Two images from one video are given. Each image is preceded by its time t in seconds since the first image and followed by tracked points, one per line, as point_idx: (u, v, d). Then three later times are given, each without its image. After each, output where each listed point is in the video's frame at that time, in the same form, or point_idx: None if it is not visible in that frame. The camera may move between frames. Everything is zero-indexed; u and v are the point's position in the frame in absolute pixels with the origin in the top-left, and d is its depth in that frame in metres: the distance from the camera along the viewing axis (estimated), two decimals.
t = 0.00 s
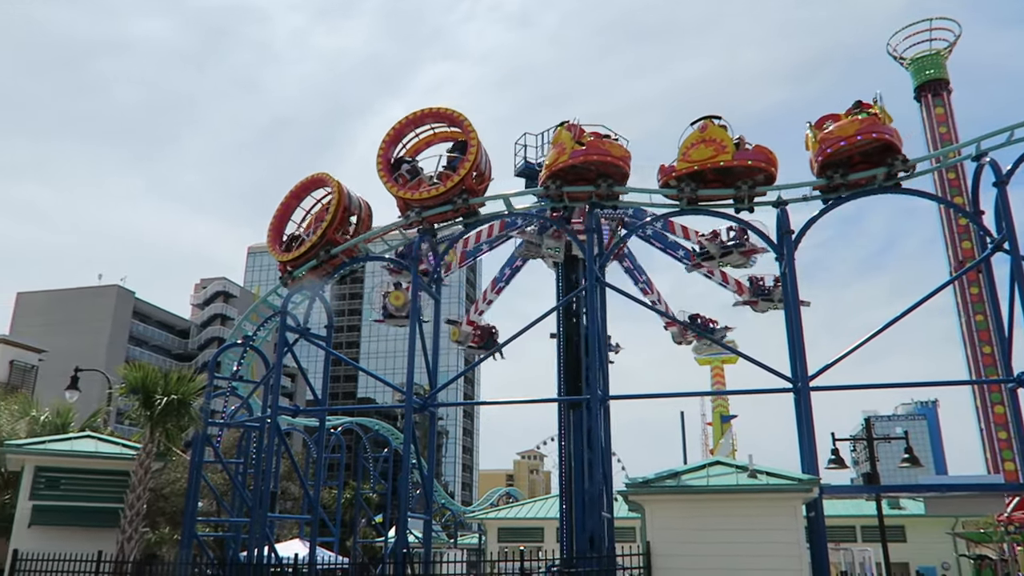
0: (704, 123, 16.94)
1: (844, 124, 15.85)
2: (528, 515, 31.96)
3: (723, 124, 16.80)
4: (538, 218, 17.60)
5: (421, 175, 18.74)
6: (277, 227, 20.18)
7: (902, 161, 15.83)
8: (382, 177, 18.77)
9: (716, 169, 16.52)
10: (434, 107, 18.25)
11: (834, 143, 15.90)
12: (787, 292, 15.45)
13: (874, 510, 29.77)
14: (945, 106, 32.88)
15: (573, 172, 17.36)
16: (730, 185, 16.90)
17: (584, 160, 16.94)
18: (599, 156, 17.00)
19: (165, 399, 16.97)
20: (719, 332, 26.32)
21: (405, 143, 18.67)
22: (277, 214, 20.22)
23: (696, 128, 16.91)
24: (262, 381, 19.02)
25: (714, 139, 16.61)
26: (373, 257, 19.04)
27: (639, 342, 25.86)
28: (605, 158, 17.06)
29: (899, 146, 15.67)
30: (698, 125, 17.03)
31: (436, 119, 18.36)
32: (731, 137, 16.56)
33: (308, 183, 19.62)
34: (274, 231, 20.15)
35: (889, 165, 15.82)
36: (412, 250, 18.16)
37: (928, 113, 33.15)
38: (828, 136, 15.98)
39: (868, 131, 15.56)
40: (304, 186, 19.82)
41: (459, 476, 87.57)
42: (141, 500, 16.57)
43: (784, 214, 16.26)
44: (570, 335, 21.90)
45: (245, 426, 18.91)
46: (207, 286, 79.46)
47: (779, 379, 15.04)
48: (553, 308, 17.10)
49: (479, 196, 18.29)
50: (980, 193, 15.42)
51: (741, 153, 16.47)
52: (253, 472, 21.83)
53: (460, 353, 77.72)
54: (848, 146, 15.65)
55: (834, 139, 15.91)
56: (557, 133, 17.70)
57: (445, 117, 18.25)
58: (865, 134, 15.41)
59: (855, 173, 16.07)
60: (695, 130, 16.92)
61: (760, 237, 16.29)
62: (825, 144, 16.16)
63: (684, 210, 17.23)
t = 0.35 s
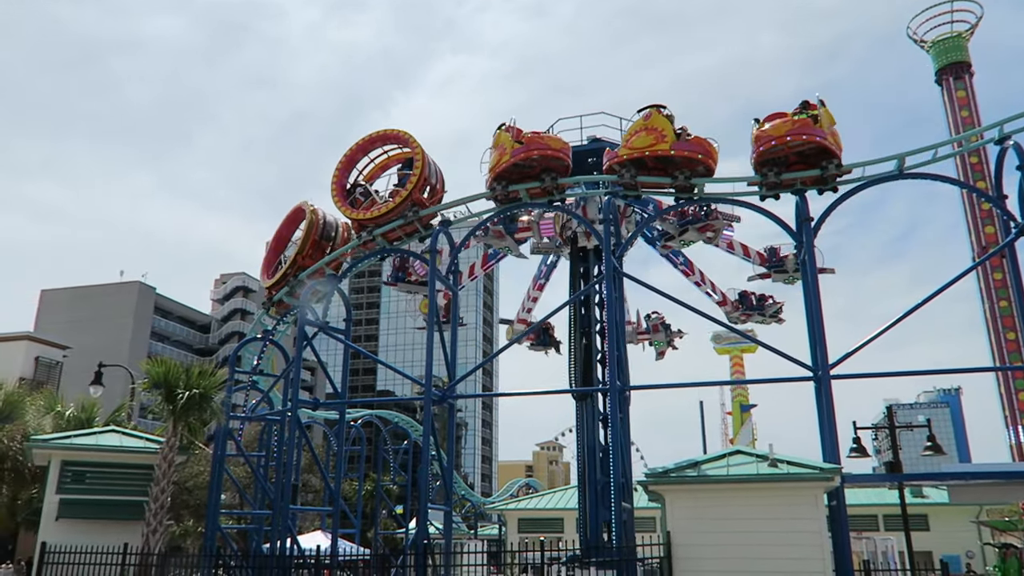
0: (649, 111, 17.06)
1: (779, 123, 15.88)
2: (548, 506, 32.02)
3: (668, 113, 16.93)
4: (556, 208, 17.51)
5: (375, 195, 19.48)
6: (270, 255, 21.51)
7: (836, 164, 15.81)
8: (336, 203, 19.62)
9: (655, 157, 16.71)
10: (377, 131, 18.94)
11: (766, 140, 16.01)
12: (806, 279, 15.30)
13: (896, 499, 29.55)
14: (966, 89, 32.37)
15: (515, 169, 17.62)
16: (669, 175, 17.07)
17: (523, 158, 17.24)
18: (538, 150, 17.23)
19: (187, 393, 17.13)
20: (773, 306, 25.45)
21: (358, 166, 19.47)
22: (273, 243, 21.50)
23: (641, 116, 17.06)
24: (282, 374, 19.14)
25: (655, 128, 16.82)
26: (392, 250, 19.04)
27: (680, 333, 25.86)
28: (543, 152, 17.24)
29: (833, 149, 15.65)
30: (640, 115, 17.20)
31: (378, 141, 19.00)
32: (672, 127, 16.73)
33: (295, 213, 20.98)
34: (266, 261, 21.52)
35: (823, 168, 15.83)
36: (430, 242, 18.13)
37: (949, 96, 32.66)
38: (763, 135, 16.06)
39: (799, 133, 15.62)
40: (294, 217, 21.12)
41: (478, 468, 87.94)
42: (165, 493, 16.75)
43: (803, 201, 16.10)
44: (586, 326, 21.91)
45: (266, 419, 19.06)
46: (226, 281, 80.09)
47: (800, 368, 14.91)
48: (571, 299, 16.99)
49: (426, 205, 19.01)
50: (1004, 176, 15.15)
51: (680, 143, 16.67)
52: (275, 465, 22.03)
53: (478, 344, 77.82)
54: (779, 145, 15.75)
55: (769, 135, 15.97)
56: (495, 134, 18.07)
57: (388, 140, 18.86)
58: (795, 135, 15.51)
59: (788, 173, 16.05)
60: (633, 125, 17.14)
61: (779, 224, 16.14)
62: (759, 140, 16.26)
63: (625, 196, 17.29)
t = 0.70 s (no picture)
0: (572, 105, 17.76)
1: (702, 116, 16.55)
2: (560, 494, 32.10)
3: (589, 105, 17.64)
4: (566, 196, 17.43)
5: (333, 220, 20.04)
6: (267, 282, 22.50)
7: (756, 162, 16.64)
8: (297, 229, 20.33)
9: (582, 147, 17.25)
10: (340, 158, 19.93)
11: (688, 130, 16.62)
12: (818, 266, 15.23)
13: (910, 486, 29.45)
14: (980, 73, 31.99)
15: (450, 176, 18.50)
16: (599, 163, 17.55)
17: (455, 165, 18.16)
18: (469, 155, 18.09)
19: (200, 384, 17.25)
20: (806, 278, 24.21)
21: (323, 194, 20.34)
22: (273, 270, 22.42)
23: (565, 110, 17.78)
24: (294, 365, 19.26)
25: (579, 120, 17.44)
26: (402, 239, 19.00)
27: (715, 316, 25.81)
28: (474, 156, 18.09)
29: (752, 146, 16.39)
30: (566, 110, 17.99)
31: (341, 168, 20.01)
32: (594, 117, 17.41)
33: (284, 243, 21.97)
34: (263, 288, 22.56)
35: (742, 163, 16.65)
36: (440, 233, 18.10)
37: (963, 80, 32.28)
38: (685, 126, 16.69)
39: (720, 126, 16.25)
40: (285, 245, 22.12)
41: (490, 457, 88.25)
42: (180, 483, 16.90)
43: (815, 188, 15.99)
44: (596, 314, 21.91)
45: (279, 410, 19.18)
46: (238, 273, 80.49)
47: (812, 355, 14.86)
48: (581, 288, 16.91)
49: (373, 225, 19.36)
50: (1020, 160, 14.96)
51: (603, 132, 17.24)
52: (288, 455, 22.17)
53: (489, 334, 77.89)
54: (699, 136, 16.35)
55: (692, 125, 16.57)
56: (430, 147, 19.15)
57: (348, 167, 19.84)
58: (714, 128, 16.17)
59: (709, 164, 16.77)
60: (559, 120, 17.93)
61: (790, 211, 16.06)
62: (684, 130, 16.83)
63: (563, 188, 17.90)
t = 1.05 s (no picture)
0: (492, 110, 18.47)
1: (622, 104, 17.37)
2: (570, 481, 32.20)
3: (509, 108, 18.30)
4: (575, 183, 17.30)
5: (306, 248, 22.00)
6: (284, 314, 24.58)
7: (670, 148, 17.49)
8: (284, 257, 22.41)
9: (505, 149, 18.01)
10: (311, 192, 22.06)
11: (610, 118, 17.36)
12: (830, 252, 15.12)
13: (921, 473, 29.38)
14: (995, 56, 31.62)
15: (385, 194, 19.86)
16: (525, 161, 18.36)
17: (388, 182, 19.57)
18: (400, 171, 19.43)
19: (211, 371, 17.34)
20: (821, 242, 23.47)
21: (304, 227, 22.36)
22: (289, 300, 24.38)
23: (486, 116, 18.46)
24: (305, 354, 19.28)
25: (498, 123, 18.11)
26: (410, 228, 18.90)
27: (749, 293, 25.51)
28: (405, 172, 19.47)
29: (669, 134, 17.30)
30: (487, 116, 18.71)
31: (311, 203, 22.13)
32: (513, 118, 18.08)
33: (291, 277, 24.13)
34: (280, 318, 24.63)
35: (659, 150, 17.48)
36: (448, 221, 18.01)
37: (977, 64, 31.93)
38: (607, 114, 17.45)
39: (636, 115, 17.09)
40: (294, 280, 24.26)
41: (500, 444, 88.56)
42: (193, 470, 17.04)
43: (826, 174, 15.85)
44: (607, 301, 21.94)
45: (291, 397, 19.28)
46: (249, 262, 80.76)
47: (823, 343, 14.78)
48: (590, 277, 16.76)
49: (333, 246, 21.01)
50: None
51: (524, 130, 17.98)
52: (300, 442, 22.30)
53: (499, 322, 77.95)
54: (619, 124, 17.12)
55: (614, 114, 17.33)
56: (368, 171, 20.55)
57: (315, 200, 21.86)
58: (635, 116, 16.98)
59: (629, 151, 17.49)
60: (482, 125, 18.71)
61: (801, 197, 15.95)
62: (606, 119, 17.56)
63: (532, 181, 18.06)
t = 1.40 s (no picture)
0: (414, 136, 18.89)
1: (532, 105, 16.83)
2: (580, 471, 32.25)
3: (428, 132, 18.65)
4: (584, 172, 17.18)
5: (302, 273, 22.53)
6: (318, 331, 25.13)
7: (583, 142, 16.62)
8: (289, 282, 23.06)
9: (426, 169, 18.26)
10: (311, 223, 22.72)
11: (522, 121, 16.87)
12: (841, 240, 15.00)
13: (932, 463, 29.27)
14: (1009, 42, 31.22)
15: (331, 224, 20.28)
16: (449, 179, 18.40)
17: (331, 214, 19.90)
18: (341, 203, 19.91)
19: (222, 362, 17.43)
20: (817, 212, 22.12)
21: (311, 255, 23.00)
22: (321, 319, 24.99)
23: (407, 143, 18.83)
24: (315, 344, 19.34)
25: (418, 147, 18.48)
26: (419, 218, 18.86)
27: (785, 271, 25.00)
28: (345, 204, 19.90)
29: (582, 128, 16.50)
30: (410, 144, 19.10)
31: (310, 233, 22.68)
32: (431, 140, 18.40)
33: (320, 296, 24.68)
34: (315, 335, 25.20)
35: (573, 145, 16.65)
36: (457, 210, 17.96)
37: (991, 50, 31.54)
38: (520, 116, 16.96)
39: (549, 113, 16.54)
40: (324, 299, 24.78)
41: (510, 434, 88.74)
42: (204, 461, 17.15)
43: (837, 162, 15.71)
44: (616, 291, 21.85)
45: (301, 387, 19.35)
46: (259, 253, 80.97)
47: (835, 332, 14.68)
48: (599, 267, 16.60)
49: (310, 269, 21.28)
50: None
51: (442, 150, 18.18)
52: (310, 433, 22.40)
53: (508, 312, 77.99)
54: (531, 124, 16.59)
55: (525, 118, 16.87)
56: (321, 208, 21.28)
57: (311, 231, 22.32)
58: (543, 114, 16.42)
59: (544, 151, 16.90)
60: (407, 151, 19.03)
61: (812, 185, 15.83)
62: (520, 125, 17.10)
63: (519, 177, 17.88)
